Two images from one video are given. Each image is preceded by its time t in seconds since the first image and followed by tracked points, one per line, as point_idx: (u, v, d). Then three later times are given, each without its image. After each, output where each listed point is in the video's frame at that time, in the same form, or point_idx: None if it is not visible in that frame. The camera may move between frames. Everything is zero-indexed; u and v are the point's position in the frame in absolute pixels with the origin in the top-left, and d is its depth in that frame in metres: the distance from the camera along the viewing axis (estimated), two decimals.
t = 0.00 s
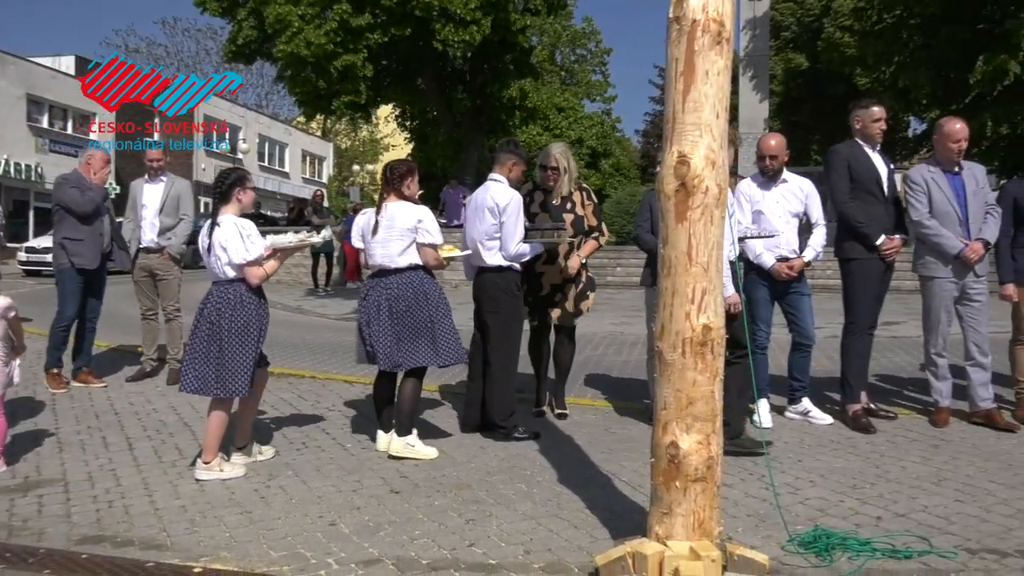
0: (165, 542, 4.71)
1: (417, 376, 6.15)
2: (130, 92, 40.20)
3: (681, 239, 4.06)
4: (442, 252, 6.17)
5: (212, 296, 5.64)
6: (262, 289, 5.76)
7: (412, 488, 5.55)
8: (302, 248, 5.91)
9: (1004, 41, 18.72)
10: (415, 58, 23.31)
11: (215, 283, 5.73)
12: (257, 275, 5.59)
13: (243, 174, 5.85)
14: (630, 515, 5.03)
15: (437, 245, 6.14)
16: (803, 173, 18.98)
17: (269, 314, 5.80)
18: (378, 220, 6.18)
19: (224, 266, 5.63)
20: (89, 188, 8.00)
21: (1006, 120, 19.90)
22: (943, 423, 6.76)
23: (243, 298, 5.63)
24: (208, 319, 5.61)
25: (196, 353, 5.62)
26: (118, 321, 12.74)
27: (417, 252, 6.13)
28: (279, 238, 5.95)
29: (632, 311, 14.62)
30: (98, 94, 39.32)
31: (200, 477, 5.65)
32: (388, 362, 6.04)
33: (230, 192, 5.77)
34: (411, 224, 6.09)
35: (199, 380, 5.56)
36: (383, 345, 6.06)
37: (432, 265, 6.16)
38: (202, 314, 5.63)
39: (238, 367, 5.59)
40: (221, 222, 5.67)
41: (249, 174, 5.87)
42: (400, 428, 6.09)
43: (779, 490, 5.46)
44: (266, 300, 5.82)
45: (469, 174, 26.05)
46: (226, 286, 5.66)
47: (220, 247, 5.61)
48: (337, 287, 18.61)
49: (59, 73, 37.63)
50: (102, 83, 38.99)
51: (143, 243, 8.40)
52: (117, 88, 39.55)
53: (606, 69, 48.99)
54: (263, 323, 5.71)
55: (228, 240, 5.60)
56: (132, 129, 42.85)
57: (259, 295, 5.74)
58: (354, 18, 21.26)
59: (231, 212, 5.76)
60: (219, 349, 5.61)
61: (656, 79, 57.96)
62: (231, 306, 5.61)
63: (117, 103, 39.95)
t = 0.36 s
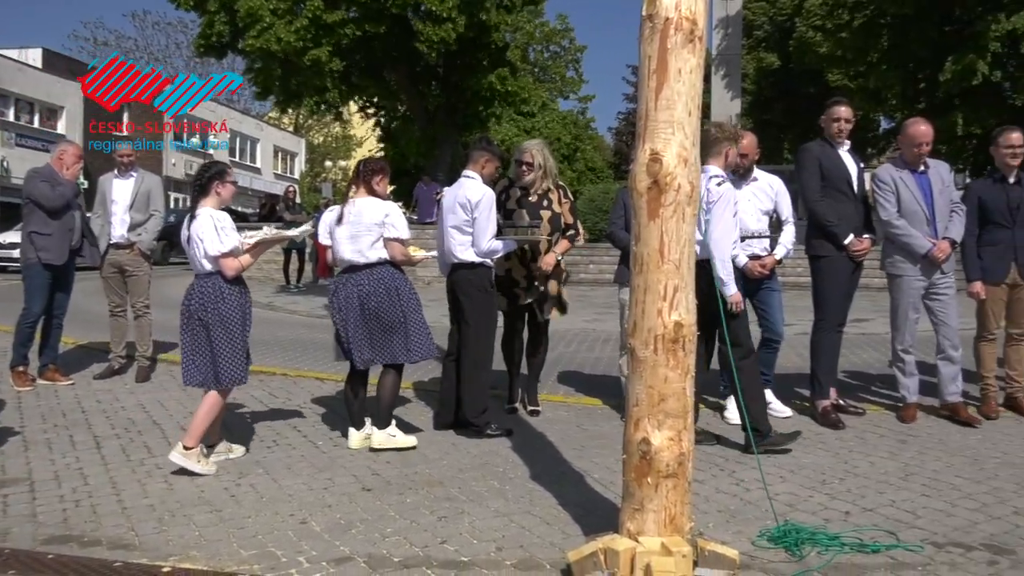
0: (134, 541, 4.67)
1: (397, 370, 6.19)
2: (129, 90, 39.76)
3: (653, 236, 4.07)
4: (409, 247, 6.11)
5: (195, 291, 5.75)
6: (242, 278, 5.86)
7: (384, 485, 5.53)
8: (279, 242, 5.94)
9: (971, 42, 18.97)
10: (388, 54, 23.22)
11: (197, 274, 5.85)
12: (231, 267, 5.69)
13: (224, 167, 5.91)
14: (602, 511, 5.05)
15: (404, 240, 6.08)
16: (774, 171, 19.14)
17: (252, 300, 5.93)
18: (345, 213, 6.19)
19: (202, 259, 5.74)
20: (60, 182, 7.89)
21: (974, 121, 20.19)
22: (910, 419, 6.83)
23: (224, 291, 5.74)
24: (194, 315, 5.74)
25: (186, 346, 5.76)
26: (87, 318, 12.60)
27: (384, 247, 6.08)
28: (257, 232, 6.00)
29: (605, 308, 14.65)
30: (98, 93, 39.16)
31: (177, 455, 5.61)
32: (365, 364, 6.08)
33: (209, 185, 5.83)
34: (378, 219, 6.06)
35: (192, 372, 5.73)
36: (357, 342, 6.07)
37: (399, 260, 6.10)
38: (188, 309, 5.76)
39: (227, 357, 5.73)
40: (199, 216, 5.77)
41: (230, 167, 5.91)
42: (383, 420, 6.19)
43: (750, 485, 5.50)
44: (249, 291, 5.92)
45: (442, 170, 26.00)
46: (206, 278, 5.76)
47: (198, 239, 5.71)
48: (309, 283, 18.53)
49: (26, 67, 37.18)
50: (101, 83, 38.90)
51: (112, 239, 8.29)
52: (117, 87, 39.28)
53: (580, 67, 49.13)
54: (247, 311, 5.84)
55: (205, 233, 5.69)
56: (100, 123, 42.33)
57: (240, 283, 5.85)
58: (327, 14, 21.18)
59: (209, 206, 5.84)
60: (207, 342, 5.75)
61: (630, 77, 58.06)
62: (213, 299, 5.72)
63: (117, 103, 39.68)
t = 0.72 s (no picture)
0: (102, 541, 4.62)
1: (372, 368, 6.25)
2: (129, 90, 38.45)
3: (625, 235, 4.08)
4: (388, 244, 6.13)
5: (169, 289, 5.74)
6: (217, 275, 5.84)
7: (356, 484, 5.51)
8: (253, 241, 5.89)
9: (939, 44, 19.22)
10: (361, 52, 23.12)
11: (173, 272, 5.84)
12: (206, 265, 5.66)
13: (200, 164, 5.87)
14: (574, 510, 5.05)
15: (381, 238, 6.11)
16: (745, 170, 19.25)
17: (228, 299, 5.92)
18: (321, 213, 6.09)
19: (176, 256, 5.71)
20: (26, 179, 7.80)
21: (942, 122, 20.44)
22: (878, 416, 6.90)
23: (198, 289, 5.73)
24: (168, 312, 5.72)
25: (157, 344, 5.73)
26: (54, 317, 12.44)
27: (362, 245, 6.10)
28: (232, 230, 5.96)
29: (578, 307, 14.66)
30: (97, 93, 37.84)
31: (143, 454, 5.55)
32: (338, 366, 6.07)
33: (184, 182, 5.79)
34: (356, 217, 6.05)
35: (162, 372, 5.70)
36: (331, 340, 6.08)
37: (376, 258, 6.12)
38: (162, 307, 5.74)
39: (201, 356, 5.71)
40: (174, 214, 5.74)
41: (205, 165, 5.88)
42: (357, 419, 6.29)
43: (720, 483, 5.53)
44: (224, 290, 5.90)
45: (415, 168, 25.91)
46: (181, 276, 5.74)
47: (171, 237, 5.68)
48: (280, 282, 18.40)
49: None
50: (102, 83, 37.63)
51: (80, 237, 8.20)
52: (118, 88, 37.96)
53: (552, 65, 49.18)
54: (223, 310, 5.82)
55: (178, 231, 5.65)
56: (67, 119, 41.79)
57: (216, 281, 5.83)
58: (299, 12, 21.09)
59: (185, 203, 5.80)
60: (180, 340, 5.73)
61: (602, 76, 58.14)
62: (188, 297, 5.71)
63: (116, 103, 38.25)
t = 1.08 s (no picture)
0: (83, 544, 4.59)
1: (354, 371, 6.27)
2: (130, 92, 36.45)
3: (608, 236, 4.09)
4: (384, 246, 6.23)
5: (153, 290, 5.74)
6: (201, 277, 5.82)
7: (339, 486, 5.50)
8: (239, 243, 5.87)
9: (920, 46, 19.37)
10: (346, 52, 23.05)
11: (157, 273, 5.83)
12: (189, 267, 5.64)
13: (184, 166, 5.86)
14: (557, 510, 5.05)
15: (379, 239, 6.21)
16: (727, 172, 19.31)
17: (214, 300, 5.90)
18: (317, 214, 6.11)
19: (160, 257, 5.70)
20: (8, 179, 7.75)
21: (922, 124, 20.60)
22: (860, 417, 6.94)
23: (181, 289, 5.72)
24: (151, 313, 5.72)
25: (141, 344, 5.72)
26: (35, 319, 12.33)
27: (360, 246, 6.15)
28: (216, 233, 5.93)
29: (562, 308, 14.66)
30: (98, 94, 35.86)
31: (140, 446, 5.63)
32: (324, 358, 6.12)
33: (168, 184, 5.79)
34: (356, 219, 6.10)
35: (143, 373, 5.69)
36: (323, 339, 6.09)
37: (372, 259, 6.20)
38: (145, 308, 5.74)
39: (182, 357, 5.69)
40: (158, 216, 5.72)
41: (190, 167, 5.86)
42: (342, 421, 6.31)
43: (704, 483, 5.55)
44: (209, 289, 5.89)
45: (399, 168, 25.84)
46: (164, 277, 5.74)
47: (155, 238, 5.67)
48: (264, 283, 18.29)
49: None
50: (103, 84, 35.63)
51: (60, 237, 8.15)
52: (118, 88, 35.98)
53: (536, 67, 49.23)
54: (207, 311, 5.81)
55: (162, 233, 5.64)
56: (48, 119, 41.46)
57: (199, 282, 5.81)
58: (283, 11, 21.05)
59: (169, 205, 5.79)
60: (163, 341, 5.72)
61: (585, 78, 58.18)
62: (171, 298, 5.70)
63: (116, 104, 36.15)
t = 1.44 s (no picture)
0: (61, 549, 4.56)
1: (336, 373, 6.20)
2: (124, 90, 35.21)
3: (589, 238, 4.10)
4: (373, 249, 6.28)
5: (131, 292, 5.70)
6: (180, 278, 5.79)
7: (320, 489, 5.49)
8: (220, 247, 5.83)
9: (898, 49, 19.52)
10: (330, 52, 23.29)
11: (134, 275, 5.80)
12: (167, 268, 5.63)
13: (165, 168, 5.83)
14: (539, 512, 5.06)
15: (370, 242, 6.26)
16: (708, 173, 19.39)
17: (193, 298, 5.87)
18: (308, 215, 6.11)
19: (138, 258, 5.70)
20: None
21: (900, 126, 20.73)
22: (840, 416, 6.99)
23: (159, 291, 5.69)
24: (129, 316, 5.68)
25: (119, 347, 5.67)
26: (14, 322, 12.26)
27: (351, 249, 6.19)
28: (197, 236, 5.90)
29: (544, 309, 14.68)
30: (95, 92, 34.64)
31: (178, 464, 5.79)
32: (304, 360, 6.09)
33: (149, 185, 5.77)
34: (351, 221, 6.14)
35: (121, 375, 5.65)
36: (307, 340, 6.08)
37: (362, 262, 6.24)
38: (123, 310, 5.70)
39: (163, 360, 5.68)
40: (137, 218, 5.70)
41: (170, 169, 5.85)
42: (322, 424, 6.25)
43: (684, 484, 5.58)
44: (187, 289, 5.86)
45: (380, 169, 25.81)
46: (142, 278, 5.71)
47: (134, 240, 5.66)
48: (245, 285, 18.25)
49: None
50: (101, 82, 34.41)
51: (38, 240, 8.09)
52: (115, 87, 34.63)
53: (518, 69, 49.27)
54: (186, 310, 5.78)
55: (140, 235, 5.64)
56: (26, 120, 41.25)
57: (177, 282, 5.78)
58: (264, 11, 21.05)
59: (149, 207, 5.77)
60: (141, 344, 5.69)
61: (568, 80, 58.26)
62: (149, 300, 5.67)
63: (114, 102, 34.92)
